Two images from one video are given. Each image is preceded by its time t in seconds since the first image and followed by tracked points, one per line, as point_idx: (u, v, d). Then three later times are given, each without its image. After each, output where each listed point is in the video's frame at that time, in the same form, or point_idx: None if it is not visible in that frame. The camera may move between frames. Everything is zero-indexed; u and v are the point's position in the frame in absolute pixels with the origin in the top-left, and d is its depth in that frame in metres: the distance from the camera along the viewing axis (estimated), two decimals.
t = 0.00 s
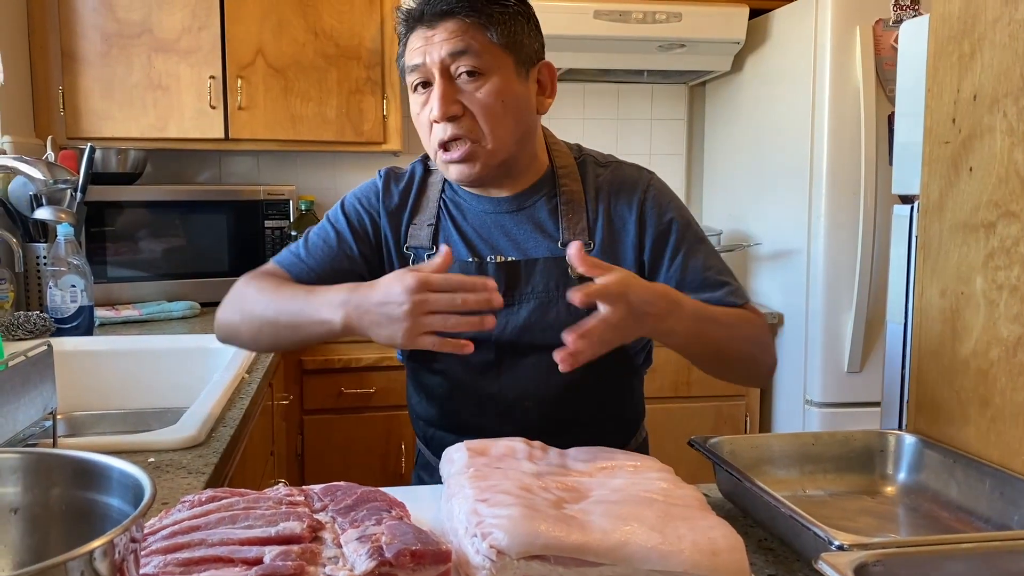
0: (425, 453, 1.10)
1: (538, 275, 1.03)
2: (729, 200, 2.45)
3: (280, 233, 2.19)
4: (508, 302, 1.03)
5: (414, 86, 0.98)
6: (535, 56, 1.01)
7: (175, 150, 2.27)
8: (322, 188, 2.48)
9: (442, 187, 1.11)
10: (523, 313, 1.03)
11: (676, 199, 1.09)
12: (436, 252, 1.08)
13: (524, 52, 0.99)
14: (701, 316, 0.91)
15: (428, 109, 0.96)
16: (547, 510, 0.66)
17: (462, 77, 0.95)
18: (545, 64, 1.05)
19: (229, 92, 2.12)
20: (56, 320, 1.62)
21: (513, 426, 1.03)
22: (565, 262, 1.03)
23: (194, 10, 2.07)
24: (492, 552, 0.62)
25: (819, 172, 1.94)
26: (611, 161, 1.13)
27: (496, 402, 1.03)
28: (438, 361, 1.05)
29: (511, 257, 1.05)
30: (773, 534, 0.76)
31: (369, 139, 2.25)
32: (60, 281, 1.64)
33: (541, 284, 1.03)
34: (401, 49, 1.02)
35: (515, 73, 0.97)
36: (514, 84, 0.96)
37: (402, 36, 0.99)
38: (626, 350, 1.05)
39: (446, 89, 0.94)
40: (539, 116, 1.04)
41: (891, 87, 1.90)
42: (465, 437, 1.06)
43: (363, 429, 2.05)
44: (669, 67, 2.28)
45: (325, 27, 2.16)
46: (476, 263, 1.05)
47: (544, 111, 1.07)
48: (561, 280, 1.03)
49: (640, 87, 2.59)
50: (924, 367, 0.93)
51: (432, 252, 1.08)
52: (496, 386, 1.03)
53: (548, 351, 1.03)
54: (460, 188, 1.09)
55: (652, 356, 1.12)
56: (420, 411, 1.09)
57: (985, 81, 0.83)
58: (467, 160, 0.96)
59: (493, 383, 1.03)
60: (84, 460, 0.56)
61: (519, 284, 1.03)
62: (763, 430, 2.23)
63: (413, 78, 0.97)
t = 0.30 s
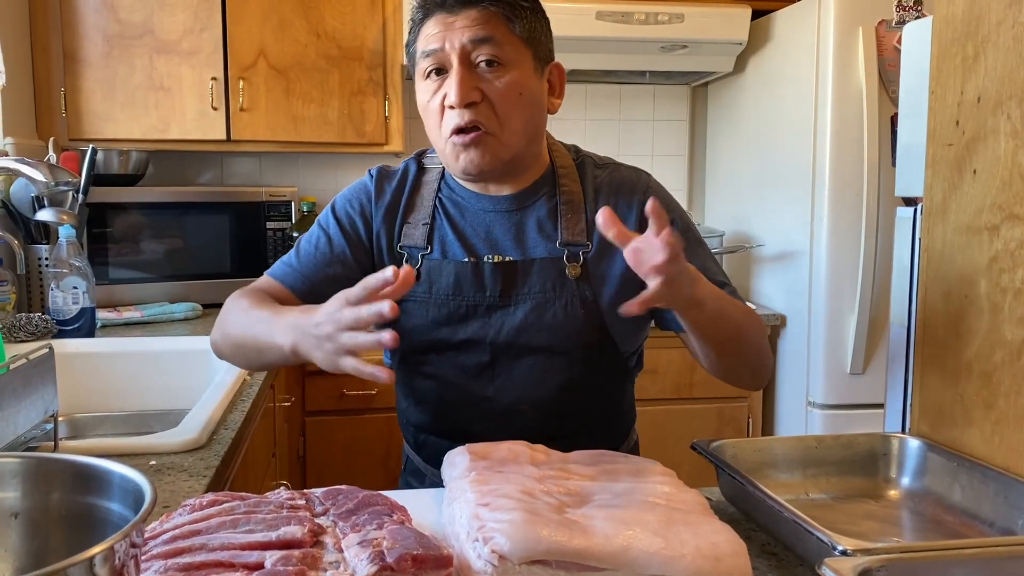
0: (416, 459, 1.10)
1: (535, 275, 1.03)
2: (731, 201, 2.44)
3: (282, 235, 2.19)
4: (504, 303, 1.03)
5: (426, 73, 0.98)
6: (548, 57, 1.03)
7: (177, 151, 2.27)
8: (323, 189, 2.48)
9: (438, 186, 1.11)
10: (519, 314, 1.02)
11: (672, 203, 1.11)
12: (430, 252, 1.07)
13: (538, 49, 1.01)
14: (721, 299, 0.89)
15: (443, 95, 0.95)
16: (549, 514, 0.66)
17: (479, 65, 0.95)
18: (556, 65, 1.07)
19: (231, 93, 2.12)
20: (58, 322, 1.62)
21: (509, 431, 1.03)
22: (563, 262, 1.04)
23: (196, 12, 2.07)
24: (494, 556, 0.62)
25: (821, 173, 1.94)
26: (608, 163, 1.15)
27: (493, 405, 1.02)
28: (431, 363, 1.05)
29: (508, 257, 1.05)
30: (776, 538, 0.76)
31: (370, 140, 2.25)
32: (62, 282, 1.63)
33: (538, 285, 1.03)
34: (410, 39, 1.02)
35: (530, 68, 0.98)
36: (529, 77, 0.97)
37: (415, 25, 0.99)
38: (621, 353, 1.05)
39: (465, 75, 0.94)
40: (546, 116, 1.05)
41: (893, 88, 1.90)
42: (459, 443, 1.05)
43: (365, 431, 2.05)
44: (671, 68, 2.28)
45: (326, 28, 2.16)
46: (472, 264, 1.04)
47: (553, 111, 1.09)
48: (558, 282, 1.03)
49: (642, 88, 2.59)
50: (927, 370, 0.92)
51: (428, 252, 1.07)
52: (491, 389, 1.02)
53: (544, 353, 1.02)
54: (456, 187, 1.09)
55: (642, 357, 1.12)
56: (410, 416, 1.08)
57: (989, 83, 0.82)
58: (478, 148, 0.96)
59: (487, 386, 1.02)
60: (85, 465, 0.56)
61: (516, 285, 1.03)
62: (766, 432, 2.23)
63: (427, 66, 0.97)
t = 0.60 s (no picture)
0: (414, 455, 1.09)
1: (543, 277, 1.03)
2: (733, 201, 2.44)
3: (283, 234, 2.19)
4: (511, 303, 1.02)
5: (465, 83, 0.96)
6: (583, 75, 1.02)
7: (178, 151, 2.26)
8: (325, 188, 2.48)
9: (450, 182, 1.09)
10: (525, 315, 1.02)
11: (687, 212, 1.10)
12: (439, 250, 1.06)
13: (577, 68, 1.00)
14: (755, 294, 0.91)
15: (484, 111, 0.94)
16: (551, 516, 0.65)
17: (524, 84, 0.94)
18: (587, 85, 1.06)
19: (232, 93, 2.12)
20: (58, 322, 1.62)
21: (509, 430, 1.02)
22: (571, 265, 1.03)
23: (197, 10, 2.07)
24: (495, 559, 0.61)
25: (824, 173, 1.93)
26: (623, 167, 1.13)
27: (495, 404, 1.02)
28: (434, 360, 1.04)
29: (516, 256, 1.04)
30: (780, 540, 0.75)
31: (372, 140, 2.25)
32: (62, 282, 1.63)
33: (545, 287, 1.03)
34: (445, 39, 0.99)
35: (570, 89, 0.98)
36: (570, 101, 0.97)
37: (456, 30, 0.96)
38: (624, 358, 1.05)
39: (512, 93, 0.93)
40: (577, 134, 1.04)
41: (897, 87, 1.89)
42: (458, 441, 1.04)
43: (366, 431, 2.04)
44: (673, 66, 2.27)
45: (328, 27, 2.16)
46: (480, 263, 1.03)
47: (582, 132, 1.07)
48: (566, 284, 1.03)
49: (644, 87, 2.58)
50: (932, 370, 0.92)
51: (436, 249, 1.06)
52: (493, 388, 1.02)
53: (548, 354, 1.02)
54: (470, 184, 1.08)
55: (643, 360, 1.12)
56: (409, 411, 1.07)
57: (995, 80, 0.82)
58: (514, 169, 0.95)
59: (489, 384, 1.02)
60: (81, 467, 0.55)
61: (523, 286, 1.03)
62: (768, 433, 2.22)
63: (468, 77, 0.95)
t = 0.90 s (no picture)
0: (421, 456, 1.08)
1: (556, 283, 1.02)
2: (735, 200, 2.43)
3: (284, 234, 2.18)
4: (524, 308, 1.02)
5: (496, 88, 0.93)
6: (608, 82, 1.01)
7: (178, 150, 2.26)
8: (325, 187, 2.47)
9: (464, 186, 1.08)
10: (538, 321, 1.01)
11: (700, 220, 1.11)
12: (452, 255, 1.05)
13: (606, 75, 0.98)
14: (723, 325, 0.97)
15: (516, 119, 0.93)
16: (551, 518, 0.65)
17: (557, 92, 0.93)
18: (609, 92, 1.04)
19: (232, 92, 2.11)
20: (57, 322, 1.61)
21: (519, 432, 1.02)
22: (585, 271, 1.03)
23: (197, 8, 2.06)
24: (494, 562, 0.60)
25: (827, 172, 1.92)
26: (639, 171, 1.13)
27: (506, 408, 1.01)
28: (446, 364, 1.04)
29: (529, 262, 1.03)
30: (782, 542, 0.74)
31: (373, 139, 2.24)
32: (61, 281, 1.62)
33: (558, 293, 1.02)
34: (473, 39, 0.96)
35: (599, 97, 0.97)
36: (599, 110, 0.96)
37: (488, 32, 0.93)
38: (637, 363, 1.05)
39: (546, 102, 0.91)
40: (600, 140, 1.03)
41: (900, 85, 1.88)
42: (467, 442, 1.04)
43: (366, 431, 2.04)
44: (674, 64, 2.26)
45: (328, 26, 2.15)
46: (494, 268, 1.02)
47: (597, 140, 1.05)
48: (580, 290, 1.03)
49: (646, 85, 2.57)
50: (936, 371, 0.91)
51: (449, 255, 1.05)
52: (505, 392, 1.01)
53: (561, 360, 1.01)
54: (486, 188, 1.07)
55: (653, 367, 1.11)
56: (418, 412, 1.06)
57: (1000, 77, 0.81)
58: (543, 178, 0.95)
59: (501, 389, 1.01)
60: (75, 468, 0.55)
61: (537, 291, 1.02)
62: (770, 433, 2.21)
63: (500, 83, 0.93)
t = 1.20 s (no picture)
0: (435, 457, 1.09)
1: (569, 276, 1.02)
2: (736, 199, 2.42)
3: (284, 234, 2.18)
4: (537, 302, 1.02)
5: (530, 71, 0.93)
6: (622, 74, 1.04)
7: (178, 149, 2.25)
8: (326, 187, 2.47)
9: (474, 182, 1.07)
10: (552, 314, 1.01)
11: (710, 211, 1.11)
12: (464, 252, 1.04)
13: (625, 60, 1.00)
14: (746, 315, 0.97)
15: (552, 99, 0.92)
16: (550, 520, 0.64)
17: (589, 72, 0.94)
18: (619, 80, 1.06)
19: (232, 91, 2.11)
20: (57, 322, 1.61)
21: (535, 428, 1.02)
22: (597, 262, 1.03)
23: (197, 8, 2.06)
24: (493, 563, 0.60)
25: (828, 171, 1.92)
26: (647, 164, 1.13)
27: (521, 403, 1.01)
28: (460, 360, 1.04)
29: (541, 255, 1.03)
30: (782, 543, 0.74)
31: (373, 138, 2.24)
32: (61, 281, 1.62)
33: (571, 285, 1.02)
34: (497, 28, 0.97)
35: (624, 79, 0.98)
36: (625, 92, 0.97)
37: (515, 18, 0.94)
38: (652, 358, 1.06)
39: (584, 80, 0.92)
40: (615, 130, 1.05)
41: (901, 84, 1.88)
42: (484, 440, 1.03)
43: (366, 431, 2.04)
44: (675, 64, 2.26)
45: (329, 25, 2.15)
46: (506, 263, 1.02)
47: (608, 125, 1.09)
48: (593, 282, 1.02)
49: (646, 85, 2.57)
50: (937, 370, 0.90)
51: (461, 251, 1.04)
52: (521, 388, 1.01)
53: (575, 353, 1.01)
54: (496, 184, 1.06)
55: (665, 361, 1.12)
56: (433, 412, 1.06)
57: (1001, 77, 0.80)
58: (581, 158, 0.94)
59: (516, 384, 1.01)
60: (73, 470, 0.54)
61: (550, 285, 1.02)
62: (770, 433, 2.20)
63: (533, 66, 0.93)
